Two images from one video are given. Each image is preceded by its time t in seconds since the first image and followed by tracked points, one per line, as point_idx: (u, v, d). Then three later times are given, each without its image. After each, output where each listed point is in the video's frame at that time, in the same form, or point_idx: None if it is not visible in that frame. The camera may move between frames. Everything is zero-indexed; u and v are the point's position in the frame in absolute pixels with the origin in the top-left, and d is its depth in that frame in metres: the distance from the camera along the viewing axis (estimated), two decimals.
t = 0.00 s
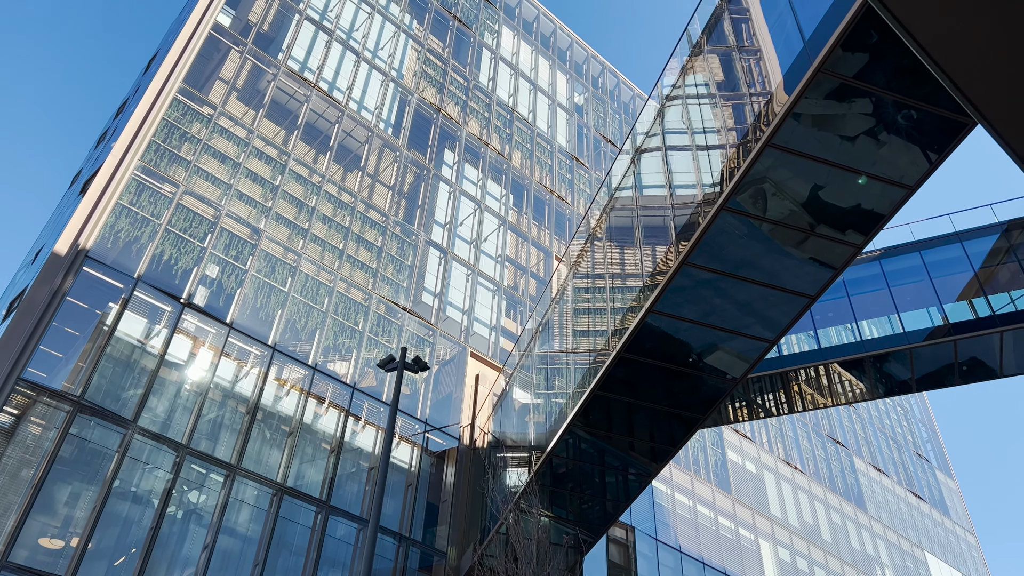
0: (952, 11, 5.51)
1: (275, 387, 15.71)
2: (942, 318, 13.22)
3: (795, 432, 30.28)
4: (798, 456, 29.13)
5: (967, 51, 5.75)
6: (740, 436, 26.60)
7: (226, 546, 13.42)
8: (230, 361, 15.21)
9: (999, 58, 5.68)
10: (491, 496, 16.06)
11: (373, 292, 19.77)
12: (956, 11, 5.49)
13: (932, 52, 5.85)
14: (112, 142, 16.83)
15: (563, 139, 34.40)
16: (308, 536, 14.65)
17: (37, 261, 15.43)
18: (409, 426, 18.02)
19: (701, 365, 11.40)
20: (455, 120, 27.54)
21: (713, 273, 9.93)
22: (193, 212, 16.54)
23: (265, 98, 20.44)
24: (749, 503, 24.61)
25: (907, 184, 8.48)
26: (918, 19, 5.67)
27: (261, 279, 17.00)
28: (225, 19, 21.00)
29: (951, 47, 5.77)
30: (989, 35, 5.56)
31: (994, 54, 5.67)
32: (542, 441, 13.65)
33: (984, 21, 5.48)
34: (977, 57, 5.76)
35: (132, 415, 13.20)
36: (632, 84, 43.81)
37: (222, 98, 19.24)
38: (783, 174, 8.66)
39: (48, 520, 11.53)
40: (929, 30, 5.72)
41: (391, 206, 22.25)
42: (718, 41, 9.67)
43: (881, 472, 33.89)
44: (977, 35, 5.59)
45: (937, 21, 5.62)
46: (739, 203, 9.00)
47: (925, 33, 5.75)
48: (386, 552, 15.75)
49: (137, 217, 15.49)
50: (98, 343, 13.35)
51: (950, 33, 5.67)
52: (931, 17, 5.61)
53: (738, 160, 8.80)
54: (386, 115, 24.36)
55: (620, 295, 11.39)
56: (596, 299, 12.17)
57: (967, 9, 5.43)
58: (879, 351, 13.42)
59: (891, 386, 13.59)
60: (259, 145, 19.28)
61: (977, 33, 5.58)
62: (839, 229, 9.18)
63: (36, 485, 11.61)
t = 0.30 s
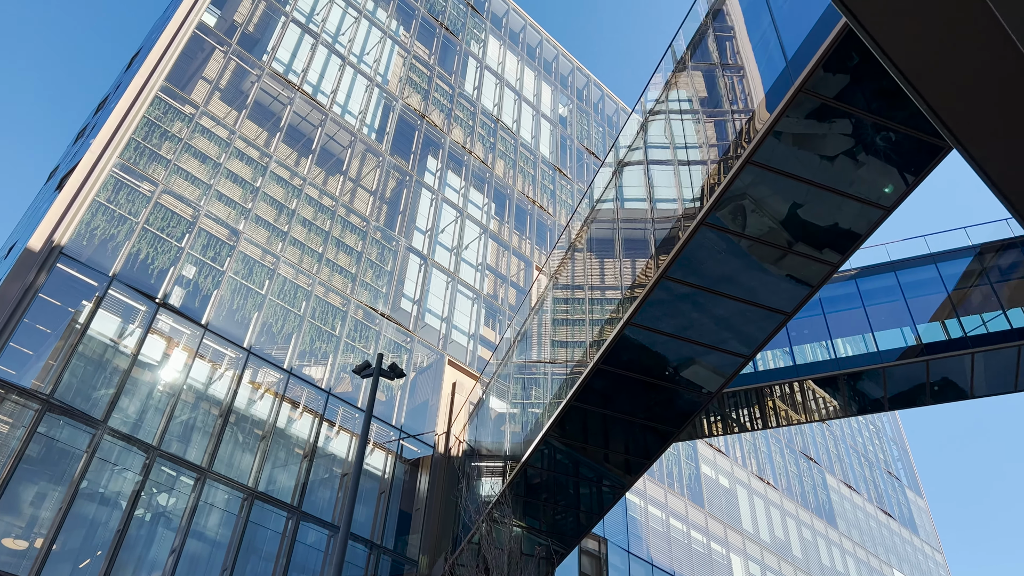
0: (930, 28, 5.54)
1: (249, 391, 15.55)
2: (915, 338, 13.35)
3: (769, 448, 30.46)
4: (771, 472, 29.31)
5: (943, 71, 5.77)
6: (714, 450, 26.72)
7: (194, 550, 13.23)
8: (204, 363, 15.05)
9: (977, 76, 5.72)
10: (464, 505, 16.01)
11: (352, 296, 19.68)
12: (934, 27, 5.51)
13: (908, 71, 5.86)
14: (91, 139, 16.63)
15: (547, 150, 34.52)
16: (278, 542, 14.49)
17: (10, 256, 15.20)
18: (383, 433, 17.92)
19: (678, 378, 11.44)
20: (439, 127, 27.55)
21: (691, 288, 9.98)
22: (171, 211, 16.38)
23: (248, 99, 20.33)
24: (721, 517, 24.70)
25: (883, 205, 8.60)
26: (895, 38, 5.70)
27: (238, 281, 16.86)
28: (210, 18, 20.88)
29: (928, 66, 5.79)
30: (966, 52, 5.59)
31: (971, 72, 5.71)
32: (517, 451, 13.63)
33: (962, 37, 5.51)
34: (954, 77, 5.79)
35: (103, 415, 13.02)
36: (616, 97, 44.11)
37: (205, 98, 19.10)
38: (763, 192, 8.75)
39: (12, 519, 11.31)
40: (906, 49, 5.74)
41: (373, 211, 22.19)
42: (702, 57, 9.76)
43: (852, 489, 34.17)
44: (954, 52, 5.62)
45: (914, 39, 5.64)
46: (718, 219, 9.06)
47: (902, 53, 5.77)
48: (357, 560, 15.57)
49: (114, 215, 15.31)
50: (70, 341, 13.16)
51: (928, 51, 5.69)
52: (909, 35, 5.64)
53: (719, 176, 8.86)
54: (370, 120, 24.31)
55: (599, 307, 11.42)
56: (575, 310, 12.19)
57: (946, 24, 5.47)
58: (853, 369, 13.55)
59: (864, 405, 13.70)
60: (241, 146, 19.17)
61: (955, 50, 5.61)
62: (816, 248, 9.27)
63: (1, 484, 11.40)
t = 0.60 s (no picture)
0: (908, 47, 5.63)
1: (221, 391, 15.39)
2: (888, 355, 13.51)
3: (741, 460, 30.65)
4: (743, 484, 29.48)
5: (919, 91, 5.86)
6: (687, 461, 26.84)
7: (161, 551, 13.04)
8: (176, 362, 14.88)
9: (951, 97, 5.81)
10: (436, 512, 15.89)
11: (329, 298, 19.56)
12: (911, 46, 5.60)
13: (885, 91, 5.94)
14: (68, 131, 16.43)
15: (529, 157, 34.59)
16: (247, 544, 14.31)
17: None
18: (357, 437, 17.81)
19: (653, 388, 11.49)
20: (422, 131, 27.53)
21: (668, 298, 10.03)
22: (148, 207, 16.21)
23: (229, 97, 20.19)
24: (693, 528, 24.80)
25: (860, 222, 8.71)
26: (873, 55, 5.78)
27: (214, 279, 16.71)
28: (193, 15, 20.73)
29: (904, 86, 5.87)
30: (943, 71, 5.68)
31: (946, 92, 5.80)
32: (491, 458, 13.60)
33: (939, 56, 5.61)
34: (929, 98, 5.88)
35: (71, 412, 12.83)
36: (598, 107, 44.35)
37: (186, 94, 18.94)
38: (742, 206, 8.83)
39: None
40: (884, 67, 5.82)
41: (352, 213, 22.10)
42: (685, 71, 9.83)
43: (822, 502, 34.46)
44: (930, 72, 5.71)
45: (891, 56, 5.72)
46: (697, 231, 9.13)
47: (879, 71, 5.85)
48: (326, 564, 15.44)
49: (89, 209, 15.12)
50: (40, 336, 12.96)
51: (904, 70, 5.77)
52: (886, 53, 5.72)
53: (699, 189, 8.93)
54: (352, 122, 24.22)
55: (577, 315, 11.44)
56: (553, 318, 12.20)
57: (923, 42, 5.56)
58: (826, 383, 13.68)
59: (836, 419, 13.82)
60: (221, 143, 19.03)
61: (931, 70, 5.70)
62: (792, 262, 9.37)
63: None
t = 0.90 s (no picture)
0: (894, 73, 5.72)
1: (192, 388, 15.22)
2: (859, 367, 13.67)
3: (713, 468, 30.84)
4: (714, 492, 29.65)
5: (903, 114, 5.96)
6: (660, 469, 26.96)
7: (126, 549, 12.84)
8: (148, 358, 14.69)
9: (934, 121, 5.92)
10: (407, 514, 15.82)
11: (304, 297, 19.43)
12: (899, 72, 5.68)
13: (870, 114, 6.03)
14: (43, 121, 16.19)
15: (510, 162, 34.64)
16: (215, 544, 14.15)
17: None
18: (329, 438, 17.69)
19: (628, 396, 11.53)
20: (403, 132, 27.46)
21: (645, 306, 10.07)
22: (123, 200, 16.01)
23: (209, 92, 20.01)
24: (664, 535, 24.89)
25: (835, 235, 8.81)
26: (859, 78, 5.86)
27: (189, 275, 16.53)
28: (174, 8, 20.54)
29: (889, 109, 5.97)
30: (928, 97, 5.78)
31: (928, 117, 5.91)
32: (464, 462, 13.57)
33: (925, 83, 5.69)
34: (913, 121, 5.98)
35: (38, 407, 12.62)
36: (580, 115, 44.56)
37: (165, 88, 18.76)
38: (719, 216, 8.89)
39: None
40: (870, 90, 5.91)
41: (331, 212, 21.99)
42: (667, 80, 9.91)
43: (792, 512, 34.75)
44: (915, 97, 5.81)
45: (879, 80, 5.80)
46: (675, 240, 9.19)
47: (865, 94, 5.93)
48: (295, 565, 15.31)
49: (63, 201, 14.91)
50: (9, 328, 12.73)
51: (890, 94, 5.86)
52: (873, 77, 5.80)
53: (678, 198, 8.98)
54: (333, 121, 24.11)
55: (553, 320, 11.45)
56: (529, 322, 12.20)
57: (910, 69, 5.64)
58: (798, 394, 13.80)
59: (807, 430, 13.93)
60: (200, 138, 18.85)
61: (916, 96, 5.80)
62: (768, 273, 9.45)
63: None
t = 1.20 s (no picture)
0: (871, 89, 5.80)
1: (163, 383, 15.03)
2: (831, 376, 13.79)
3: (685, 473, 31.01)
4: (685, 497, 29.81)
5: (879, 129, 6.04)
6: (632, 473, 27.06)
7: (91, 545, 12.64)
8: (118, 351, 14.48)
9: (909, 136, 6.01)
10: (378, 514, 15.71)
11: (279, 294, 19.28)
12: (873, 85, 5.74)
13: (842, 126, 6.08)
14: (16, 109, 15.93)
15: (490, 163, 34.62)
16: (182, 541, 13.98)
17: None
18: (301, 436, 17.55)
19: (602, 400, 11.56)
20: (384, 130, 27.35)
21: (621, 310, 10.10)
22: (96, 191, 15.79)
23: (188, 84, 19.81)
24: (634, 539, 24.97)
25: (810, 245, 8.91)
26: (835, 91, 5.91)
27: (162, 269, 16.34)
28: None
29: (864, 124, 6.04)
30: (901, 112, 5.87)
31: (901, 133, 6.00)
32: (437, 462, 13.52)
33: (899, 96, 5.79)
34: (890, 136, 6.05)
35: (3, 399, 12.40)
36: (561, 118, 44.66)
37: (143, 78, 18.52)
38: (696, 223, 8.94)
39: None
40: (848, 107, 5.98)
41: (308, 209, 21.85)
42: (648, 87, 9.96)
43: (761, 519, 35.03)
44: (892, 112, 5.89)
45: (854, 96, 5.87)
46: (652, 245, 9.23)
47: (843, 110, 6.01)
48: (263, 564, 15.18)
49: (34, 190, 14.68)
50: None
51: (862, 108, 5.94)
52: (850, 94, 5.88)
53: (656, 204, 9.02)
54: (313, 117, 23.96)
55: (530, 322, 11.45)
56: (506, 324, 12.19)
57: (887, 84, 5.72)
58: (770, 402, 13.90)
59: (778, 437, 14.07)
60: (177, 131, 18.64)
61: (891, 111, 5.88)
62: (743, 281, 9.52)
63: None
